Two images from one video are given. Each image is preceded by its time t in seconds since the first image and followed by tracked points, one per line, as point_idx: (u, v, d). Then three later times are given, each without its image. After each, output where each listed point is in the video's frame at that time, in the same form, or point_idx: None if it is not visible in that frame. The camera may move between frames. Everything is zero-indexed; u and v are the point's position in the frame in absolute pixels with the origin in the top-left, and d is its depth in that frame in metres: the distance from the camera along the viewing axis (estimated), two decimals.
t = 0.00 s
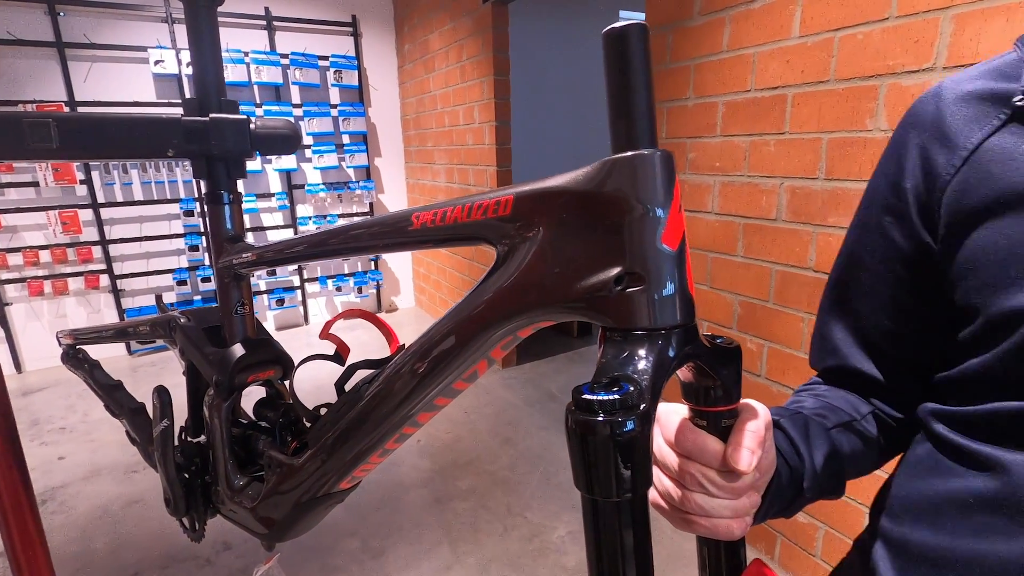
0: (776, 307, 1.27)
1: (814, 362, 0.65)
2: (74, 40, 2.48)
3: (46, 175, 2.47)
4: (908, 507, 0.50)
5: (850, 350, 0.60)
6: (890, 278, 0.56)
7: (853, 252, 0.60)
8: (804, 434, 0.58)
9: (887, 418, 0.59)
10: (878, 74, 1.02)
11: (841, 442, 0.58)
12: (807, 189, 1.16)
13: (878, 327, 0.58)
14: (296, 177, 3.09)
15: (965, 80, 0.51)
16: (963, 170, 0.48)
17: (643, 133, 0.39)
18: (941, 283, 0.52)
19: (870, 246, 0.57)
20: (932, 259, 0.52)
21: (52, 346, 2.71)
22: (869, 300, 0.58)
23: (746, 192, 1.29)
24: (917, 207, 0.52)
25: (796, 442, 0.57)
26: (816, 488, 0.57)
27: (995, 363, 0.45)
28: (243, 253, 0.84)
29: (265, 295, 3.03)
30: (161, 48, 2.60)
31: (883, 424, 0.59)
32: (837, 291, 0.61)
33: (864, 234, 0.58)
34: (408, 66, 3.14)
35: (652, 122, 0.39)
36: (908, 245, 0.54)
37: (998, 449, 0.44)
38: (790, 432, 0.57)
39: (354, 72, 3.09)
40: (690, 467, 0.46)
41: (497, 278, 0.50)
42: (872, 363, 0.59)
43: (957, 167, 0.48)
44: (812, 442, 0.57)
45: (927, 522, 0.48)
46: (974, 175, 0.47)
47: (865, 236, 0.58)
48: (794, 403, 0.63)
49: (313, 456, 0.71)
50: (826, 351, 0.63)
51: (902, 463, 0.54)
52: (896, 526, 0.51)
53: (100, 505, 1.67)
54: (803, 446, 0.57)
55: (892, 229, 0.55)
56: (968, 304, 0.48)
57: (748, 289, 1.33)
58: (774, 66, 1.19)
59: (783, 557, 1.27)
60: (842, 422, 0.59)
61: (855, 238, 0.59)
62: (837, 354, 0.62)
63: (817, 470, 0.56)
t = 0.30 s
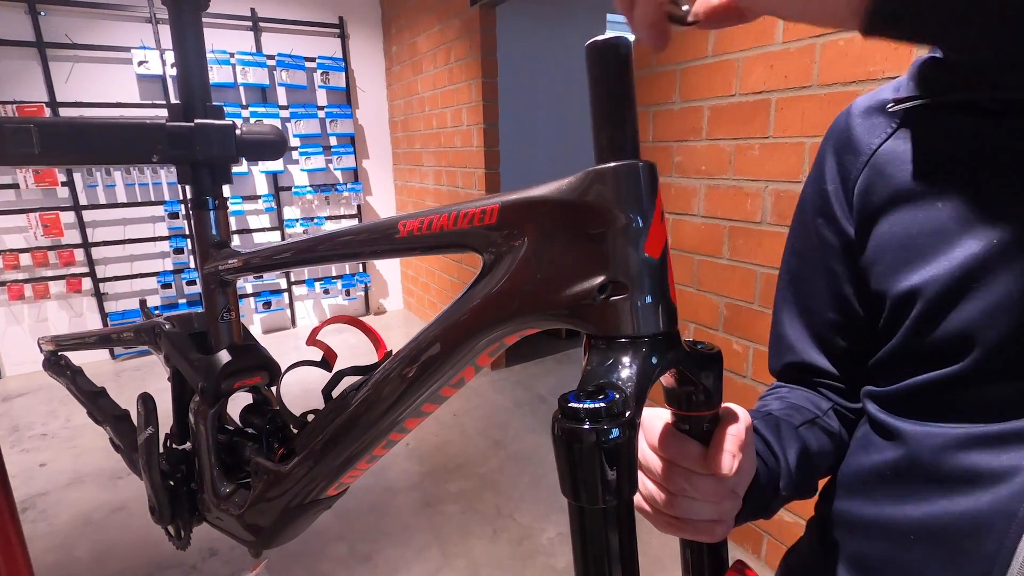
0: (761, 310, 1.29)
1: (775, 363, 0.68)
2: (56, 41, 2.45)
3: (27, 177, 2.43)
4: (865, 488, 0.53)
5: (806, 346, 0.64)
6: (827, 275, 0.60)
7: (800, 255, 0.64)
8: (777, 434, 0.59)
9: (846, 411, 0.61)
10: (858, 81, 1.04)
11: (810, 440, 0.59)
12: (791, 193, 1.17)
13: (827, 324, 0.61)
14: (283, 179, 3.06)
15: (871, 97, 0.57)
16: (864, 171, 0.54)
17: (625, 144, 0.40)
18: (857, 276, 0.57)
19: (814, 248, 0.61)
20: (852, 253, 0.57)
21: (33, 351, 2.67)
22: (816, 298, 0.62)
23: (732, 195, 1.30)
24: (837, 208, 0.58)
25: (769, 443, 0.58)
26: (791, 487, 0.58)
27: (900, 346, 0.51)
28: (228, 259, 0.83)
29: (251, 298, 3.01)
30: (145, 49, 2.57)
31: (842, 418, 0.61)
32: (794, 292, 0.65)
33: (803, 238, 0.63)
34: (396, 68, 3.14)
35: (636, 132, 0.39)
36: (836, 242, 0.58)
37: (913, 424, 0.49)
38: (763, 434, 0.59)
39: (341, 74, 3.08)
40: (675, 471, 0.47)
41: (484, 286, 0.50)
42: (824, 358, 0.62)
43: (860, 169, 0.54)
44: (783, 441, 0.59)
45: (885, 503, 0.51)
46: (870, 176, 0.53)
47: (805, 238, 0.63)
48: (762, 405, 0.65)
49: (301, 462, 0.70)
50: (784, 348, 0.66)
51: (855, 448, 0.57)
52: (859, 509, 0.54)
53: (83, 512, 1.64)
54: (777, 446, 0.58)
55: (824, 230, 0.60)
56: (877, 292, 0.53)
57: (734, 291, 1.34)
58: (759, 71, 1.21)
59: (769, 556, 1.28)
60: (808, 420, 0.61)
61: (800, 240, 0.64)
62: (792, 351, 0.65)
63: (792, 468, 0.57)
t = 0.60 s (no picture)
0: (755, 309, 1.30)
1: (757, 367, 0.68)
2: (43, 39, 2.42)
3: (13, 177, 2.39)
4: (841, 480, 0.54)
5: (784, 347, 0.64)
6: (802, 276, 0.61)
7: (776, 259, 0.65)
8: (769, 433, 0.59)
9: (831, 411, 0.61)
10: (851, 81, 1.04)
11: (801, 440, 0.59)
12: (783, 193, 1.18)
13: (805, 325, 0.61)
14: (275, 179, 3.04)
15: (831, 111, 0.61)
16: (833, 174, 0.57)
17: (631, 148, 0.40)
18: (828, 276, 0.59)
19: (792, 251, 0.62)
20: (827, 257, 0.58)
21: (21, 352, 2.63)
22: (792, 301, 0.63)
23: (725, 195, 1.31)
24: (809, 210, 0.60)
25: (763, 444, 0.58)
26: (786, 487, 0.58)
27: (873, 341, 0.53)
28: (224, 261, 0.83)
29: (243, 298, 2.98)
30: (134, 47, 2.54)
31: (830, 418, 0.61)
32: (772, 295, 0.65)
33: (780, 243, 0.64)
34: (389, 67, 3.12)
35: (641, 135, 0.39)
36: (812, 244, 0.59)
37: (886, 417, 0.51)
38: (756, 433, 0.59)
39: (333, 73, 3.06)
40: (676, 474, 0.46)
41: (485, 289, 0.50)
42: (800, 360, 0.63)
43: (830, 173, 0.57)
44: (775, 441, 0.59)
45: (862, 494, 0.51)
46: (837, 179, 0.56)
47: (781, 243, 0.64)
48: (750, 408, 0.64)
49: (298, 467, 0.70)
50: (765, 351, 0.66)
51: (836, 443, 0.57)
52: (835, 500, 0.54)
53: (73, 516, 1.62)
54: (770, 447, 0.58)
55: (799, 234, 0.61)
56: (849, 292, 0.56)
57: (728, 291, 1.35)
58: (752, 71, 1.21)
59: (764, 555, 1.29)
60: (798, 419, 0.61)
61: (776, 246, 0.65)
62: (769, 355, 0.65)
63: (785, 468, 0.58)
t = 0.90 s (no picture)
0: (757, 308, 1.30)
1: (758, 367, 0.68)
2: (45, 37, 2.42)
3: (15, 175, 2.39)
4: (842, 476, 0.54)
5: (788, 347, 0.63)
6: (803, 275, 0.61)
7: (777, 259, 0.65)
8: (775, 431, 0.58)
9: (833, 410, 0.60)
10: (855, 79, 1.04)
11: (807, 438, 0.59)
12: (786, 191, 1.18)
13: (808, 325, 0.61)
14: (277, 177, 3.04)
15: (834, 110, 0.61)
16: (833, 173, 0.57)
17: (643, 142, 0.39)
18: (829, 274, 0.58)
19: (793, 251, 0.62)
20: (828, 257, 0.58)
21: (22, 350, 2.63)
22: (795, 300, 0.62)
23: (728, 193, 1.31)
24: (810, 210, 0.59)
25: (769, 442, 0.57)
26: (792, 485, 0.57)
27: (873, 339, 0.53)
28: (229, 258, 0.82)
29: (244, 297, 2.98)
30: (136, 45, 2.54)
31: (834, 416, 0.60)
32: (775, 294, 0.65)
33: (782, 243, 0.64)
34: (390, 66, 3.12)
35: (653, 130, 0.39)
36: (814, 242, 0.59)
37: (887, 414, 0.51)
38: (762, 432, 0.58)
39: (335, 72, 3.06)
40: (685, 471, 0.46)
41: (493, 287, 0.50)
42: (801, 359, 0.63)
43: (830, 173, 0.57)
44: (781, 439, 0.58)
45: (864, 490, 0.51)
46: (835, 178, 0.56)
47: (783, 243, 0.63)
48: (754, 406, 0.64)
49: (303, 464, 0.70)
50: (768, 351, 0.66)
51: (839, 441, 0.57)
52: (837, 497, 0.54)
53: (75, 514, 1.62)
54: (776, 445, 0.57)
55: (800, 234, 0.61)
56: (848, 290, 0.55)
57: (731, 290, 1.34)
58: (756, 69, 1.21)
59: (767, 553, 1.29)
60: (802, 418, 0.60)
61: (778, 245, 0.64)
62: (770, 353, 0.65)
63: (791, 466, 0.57)
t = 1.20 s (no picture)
0: (755, 307, 1.30)
1: (759, 367, 0.69)
2: (41, 38, 2.41)
3: (11, 177, 2.38)
4: (844, 476, 0.54)
5: (788, 347, 0.65)
6: (804, 275, 0.61)
7: (781, 259, 0.65)
8: (777, 431, 0.59)
9: (836, 409, 0.61)
10: (852, 79, 1.04)
11: (809, 438, 0.59)
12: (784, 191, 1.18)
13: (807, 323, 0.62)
14: (274, 178, 3.03)
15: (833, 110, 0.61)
16: (834, 174, 0.57)
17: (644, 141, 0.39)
18: (829, 274, 0.59)
19: (794, 251, 0.63)
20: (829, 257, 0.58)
21: (18, 353, 2.62)
22: (796, 299, 0.63)
23: (726, 193, 1.31)
24: (812, 210, 0.59)
25: (771, 441, 0.58)
26: (795, 484, 0.57)
27: (876, 338, 0.53)
28: (227, 258, 0.82)
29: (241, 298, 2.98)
30: (132, 46, 2.53)
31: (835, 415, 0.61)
32: (775, 294, 0.66)
33: (783, 243, 0.65)
34: (388, 66, 3.12)
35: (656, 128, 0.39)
36: (814, 242, 0.59)
37: (889, 414, 0.51)
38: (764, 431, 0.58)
39: (332, 72, 3.05)
40: (689, 471, 0.46)
41: (494, 286, 0.50)
42: (800, 357, 0.64)
43: (830, 172, 0.57)
44: (784, 438, 0.59)
45: (866, 490, 0.51)
46: (836, 178, 0.56)
47: (784, 243, 0.64)
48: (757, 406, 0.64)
49: (303, 466, 0.69)
50: (768, 351, 0.67)
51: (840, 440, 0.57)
52: (841, 497, 0.54)
53: (72, 517, 1.61)
54: (779, 445, 0.58)
55: (800, 233, 0.62)
56: (851, 290, 0.55)
57: (729, 290, 1.34)
58: (753, 69, 1.21)
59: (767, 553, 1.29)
60: (802, 417, 0.61)
61: (781, 245, 0.65)
62: (768, 351, 0.67)
63: (795, 465, 0.57)
